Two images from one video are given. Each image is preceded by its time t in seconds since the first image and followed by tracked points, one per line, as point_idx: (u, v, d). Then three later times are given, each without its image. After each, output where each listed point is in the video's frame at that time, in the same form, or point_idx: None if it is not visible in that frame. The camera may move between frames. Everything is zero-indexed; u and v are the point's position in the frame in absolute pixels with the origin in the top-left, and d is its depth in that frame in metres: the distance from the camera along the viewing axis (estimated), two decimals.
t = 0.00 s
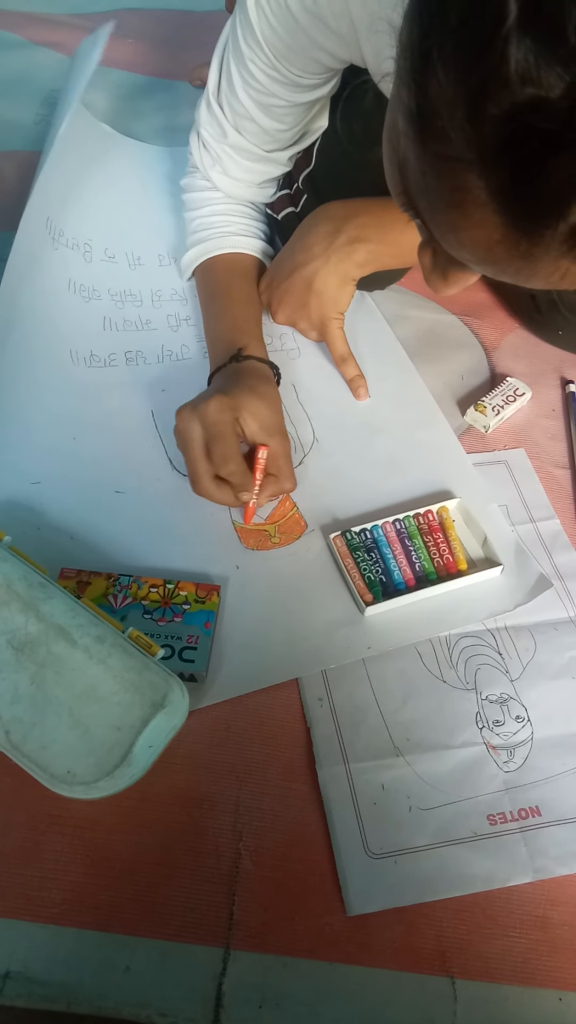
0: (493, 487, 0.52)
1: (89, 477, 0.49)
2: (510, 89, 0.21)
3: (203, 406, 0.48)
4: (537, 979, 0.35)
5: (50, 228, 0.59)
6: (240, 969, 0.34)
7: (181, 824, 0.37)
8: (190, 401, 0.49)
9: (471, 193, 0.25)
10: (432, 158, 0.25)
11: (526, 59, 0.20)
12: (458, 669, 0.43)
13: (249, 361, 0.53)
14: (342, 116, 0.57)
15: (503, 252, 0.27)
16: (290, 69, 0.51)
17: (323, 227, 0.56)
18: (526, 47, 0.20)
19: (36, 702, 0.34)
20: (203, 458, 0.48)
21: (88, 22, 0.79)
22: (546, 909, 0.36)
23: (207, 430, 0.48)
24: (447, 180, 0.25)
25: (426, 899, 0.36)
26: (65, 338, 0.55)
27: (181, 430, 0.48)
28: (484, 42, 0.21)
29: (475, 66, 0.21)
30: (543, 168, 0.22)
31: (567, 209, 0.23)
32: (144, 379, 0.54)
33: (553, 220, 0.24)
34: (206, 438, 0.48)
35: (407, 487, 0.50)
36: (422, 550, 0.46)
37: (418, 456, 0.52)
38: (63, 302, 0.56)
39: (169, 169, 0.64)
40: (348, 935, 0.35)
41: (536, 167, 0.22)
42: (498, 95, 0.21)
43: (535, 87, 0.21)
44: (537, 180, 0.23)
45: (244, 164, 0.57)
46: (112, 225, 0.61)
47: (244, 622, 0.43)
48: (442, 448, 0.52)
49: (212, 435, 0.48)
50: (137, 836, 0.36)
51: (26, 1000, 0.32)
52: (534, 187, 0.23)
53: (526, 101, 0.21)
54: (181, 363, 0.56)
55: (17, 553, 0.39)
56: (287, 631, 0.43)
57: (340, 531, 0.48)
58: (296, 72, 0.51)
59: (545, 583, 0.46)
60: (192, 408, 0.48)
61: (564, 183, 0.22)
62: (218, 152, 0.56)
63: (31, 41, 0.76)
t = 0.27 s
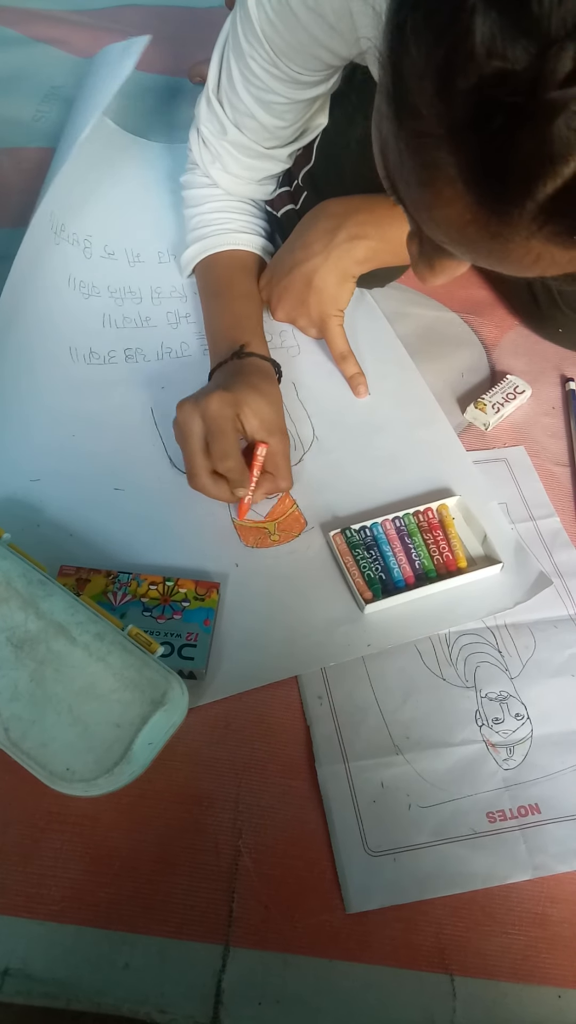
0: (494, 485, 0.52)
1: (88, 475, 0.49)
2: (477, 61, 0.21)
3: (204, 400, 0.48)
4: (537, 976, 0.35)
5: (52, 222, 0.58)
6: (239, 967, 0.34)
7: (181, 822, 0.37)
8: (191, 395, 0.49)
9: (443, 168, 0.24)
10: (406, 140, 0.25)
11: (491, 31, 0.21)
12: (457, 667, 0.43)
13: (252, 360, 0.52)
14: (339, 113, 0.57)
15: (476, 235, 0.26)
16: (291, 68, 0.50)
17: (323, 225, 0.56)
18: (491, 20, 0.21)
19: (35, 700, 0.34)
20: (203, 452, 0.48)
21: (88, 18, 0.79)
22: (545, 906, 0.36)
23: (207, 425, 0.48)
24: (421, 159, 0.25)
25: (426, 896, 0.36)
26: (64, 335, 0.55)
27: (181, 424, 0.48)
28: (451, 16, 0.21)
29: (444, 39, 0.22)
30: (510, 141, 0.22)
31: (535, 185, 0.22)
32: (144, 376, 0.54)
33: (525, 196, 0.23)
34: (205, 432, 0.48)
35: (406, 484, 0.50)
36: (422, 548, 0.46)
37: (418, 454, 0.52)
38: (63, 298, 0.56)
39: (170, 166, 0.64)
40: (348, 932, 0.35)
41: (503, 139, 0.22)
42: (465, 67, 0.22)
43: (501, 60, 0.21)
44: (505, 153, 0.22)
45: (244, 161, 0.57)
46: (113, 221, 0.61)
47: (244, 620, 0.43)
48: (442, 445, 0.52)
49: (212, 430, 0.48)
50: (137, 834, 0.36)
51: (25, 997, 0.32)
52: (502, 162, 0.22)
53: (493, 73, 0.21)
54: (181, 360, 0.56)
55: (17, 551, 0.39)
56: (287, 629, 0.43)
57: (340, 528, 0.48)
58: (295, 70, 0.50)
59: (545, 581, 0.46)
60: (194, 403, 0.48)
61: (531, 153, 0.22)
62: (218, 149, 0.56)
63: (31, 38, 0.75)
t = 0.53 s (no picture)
0: (495, 486, 0.52)
1: (90, 474, 0.49)
2: (452, 64, 0.23)
3: (207, 400, 0.48)
4: (538, 976, 0.35)
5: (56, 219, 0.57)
6: (240, 967, 0.34)
7: (182, 822, 0.37)
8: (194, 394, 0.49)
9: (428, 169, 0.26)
10: (392, 142, 0.28)
11: (465, 34, 0.22)
12: (459, 668, 0.43)
13: (253, 361, 0.52)
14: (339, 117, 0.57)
15: (455, 231, 0.28)
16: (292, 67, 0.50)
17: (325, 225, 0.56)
18: (465, 25, 0.22)
19: (37, 699, 0.34)
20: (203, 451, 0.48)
21: (89, 19, 0.79)
22: (546, 907, 0.37)
23: (208, 423, 0.48)
24: (403, 160, 0.28)
25: (427, 896, 0.36)
26: (66, 336, 0.55)
27: (182, 422, 0.48)
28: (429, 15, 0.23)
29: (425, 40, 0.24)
30: (484, 141, 0.24)
31: (511, 185, 0.24)
32: (146, 376, 0.54)
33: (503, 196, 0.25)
34: (207, 431, 0.48)
35: (408, 485, 0.51)
36: (423, 548, 0.46)
37: (419, 455, 0.52)
38: (65, 296, 0.56)
39: (171, 167, 0.64)
40: (349, 932, 0.35)
41: (479, 139, 0.24)
42: (443, 70, 0.23)
43: (476, 63, 0.23)
44: (480, 153, 0.24)
45: (245, 161, 0.57)
46: (117, 219, 0.61)
47: (245, 620, 0.43)
48: (443, 446, 0.52)
49: (213, 429, 0.48)
50: (138, 833, 0.36)
51: (27, 996, 0.32)
52: (477, 162, 0.24)
53: (469, 75, 0.23)
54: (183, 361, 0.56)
55: (19, 551, 0.39)
56: (289, 629, 0.43)
57: (341, 529, 0.48)
58: (297, 69, 0.50)
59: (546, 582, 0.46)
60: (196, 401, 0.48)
61: (502, 158, 0.24)
62: (219, 149, 0.56)
63: (33, 38, 0.76)
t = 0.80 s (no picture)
0: (498, 486, 0.52)
1: (93, 474, 0.49)
2: (445, 67, 0.24)
3: (209, 400, 0.48)
4: (540, 977, 0.35)
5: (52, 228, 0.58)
6: (242, 967, 0.34)
7: (185, 822, 0.37)
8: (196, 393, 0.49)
9: (428, 170, 0.27)
10: (389, 144, 0.28)
11: (458, 38, 0.23)
12: (461, 668, 0.43)
13: (256, 360, 0.52)
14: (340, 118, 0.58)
15: (452, 236, 0.29)
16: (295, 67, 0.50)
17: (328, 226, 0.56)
18: (457, 29, 0.23)
19: (40, 699, 0.34)
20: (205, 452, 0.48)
21: (92, 19, 0.79)
22: (549, 907, 0.36)
23: (210, 423, 0.48)
24: (400, 163, 0.28)
25: (429, 896, 0.36)
26: (69, 336, 0.55)
27: (184, 422, 0.49)
28: (423, 19, 0.24)
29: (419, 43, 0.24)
30: (476, 144, 0.25)
31: (503, 185, 0.25)
32: (149, 376, 0.54)
33: (498, 196, 0.26)
34: (209, 430, 0.48)
35: (410, 485, 0.51)
36: (426, 549, 0.46)
37: (422, 455, 0.52)
38: (66, 300, 0.56)
39: (174, 167, 0.64)
40: (351, 932, 0.35)
41: (472, 141, 0.25)
42: (436, 73, 0.24)
43: (468, 66, 0.24)
44: (473, 154, 0.25)
45: (248, 161, 0.57)
46: (117, 222, 0.61)
47: (248, 620, 0.43)
48: (446, 446, 0.52)
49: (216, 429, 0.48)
50: (141, 832, 0.36)
51: (29, 995, 0.32)
52: (470, 163, 0.25)
53: (461, 78, 0.24)
54: (185, 361, 0.56)
55: (22, 550, 0.39)
56: (291, 629, 0.43)
57: (344, 529, 0.48)
58: (301, 69, 0.50)
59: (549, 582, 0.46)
60: (199, 401, 0.48)
61: (495, 159, 0.24)
62: (222, 149, 0.56)
63: (36, 38, 0.76)
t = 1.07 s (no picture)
0: (498, 485, 0.52)
1: (93, 472, 0.49)
2: (442, 74, 0.24)
3: (209, 399, 0.49)
4: (540, 976, 0.35)
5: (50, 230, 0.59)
6: (243, 965, 0.34)
7: (185, 821, 0.37)
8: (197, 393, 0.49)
9: (428, 174, 0.27)
10: (387, 150, 0.29)
11: (454, 46, 0.23)
12: (462, 666, 0.43)
13: (258, 360, 0.52)
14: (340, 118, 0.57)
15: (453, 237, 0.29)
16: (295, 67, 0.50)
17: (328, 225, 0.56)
18: (454, 37, 0.23)
19: (41, 698, 0.34)
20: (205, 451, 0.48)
21: (93, 18, 0.79)
22: (549, 906, 0.37)
23: (211, 423, 0.49)
24: (398, 168, 0.28)
25: (429, 895, 0.36)
26: (69, 335, 0.55)
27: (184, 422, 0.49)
28: (420, 26, 0.24)
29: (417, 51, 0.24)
30: (474, 150, 0.25)
31: (501, 191, 0.25)
32: (149, 374, 0.54)
33: (496, 200, 0.26)
34: (209, 429, 0.49)
35: (411, 484, 0.51)
36: (426, 548, 0.46)
37: (422, 454, 0.52)
38: (67, 295, 0.56)
39: (174, 166, 0.64)
40: (351, 930, 0.35)
41: (469, 147, 0.25)
42: (433, 80, 0.24)
43: (465, 73, 0.23)
44: (471, 160, 0.25)
45: (248, 161, 0.57)
46: (118, 217, 0.61)
47: (248, 619, 0.43)
48: (446, 445, 0.52)
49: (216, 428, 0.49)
50: (142, 831, 0.37)
51: (30, 994, 0.32)
52: (467, 169, 0.25)
53: (458, 85, 0.24)
54: (185, 360, 0.56)
55: (22, 549, 0.39)
56: (292, 628, 0.43)
57: (344, 528, 0.48)
58: (301, 69, 0.50)
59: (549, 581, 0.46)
60: (200, 400, 0.49)
61: (492, 166, 0.24)
62: (222, 149, 0.56)
63: (36, 38, 0.76)
